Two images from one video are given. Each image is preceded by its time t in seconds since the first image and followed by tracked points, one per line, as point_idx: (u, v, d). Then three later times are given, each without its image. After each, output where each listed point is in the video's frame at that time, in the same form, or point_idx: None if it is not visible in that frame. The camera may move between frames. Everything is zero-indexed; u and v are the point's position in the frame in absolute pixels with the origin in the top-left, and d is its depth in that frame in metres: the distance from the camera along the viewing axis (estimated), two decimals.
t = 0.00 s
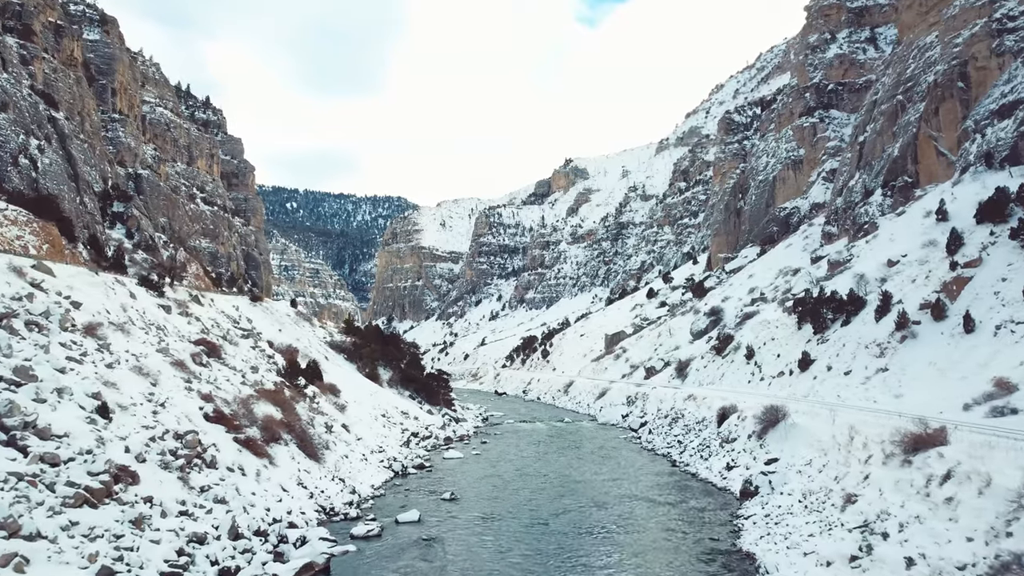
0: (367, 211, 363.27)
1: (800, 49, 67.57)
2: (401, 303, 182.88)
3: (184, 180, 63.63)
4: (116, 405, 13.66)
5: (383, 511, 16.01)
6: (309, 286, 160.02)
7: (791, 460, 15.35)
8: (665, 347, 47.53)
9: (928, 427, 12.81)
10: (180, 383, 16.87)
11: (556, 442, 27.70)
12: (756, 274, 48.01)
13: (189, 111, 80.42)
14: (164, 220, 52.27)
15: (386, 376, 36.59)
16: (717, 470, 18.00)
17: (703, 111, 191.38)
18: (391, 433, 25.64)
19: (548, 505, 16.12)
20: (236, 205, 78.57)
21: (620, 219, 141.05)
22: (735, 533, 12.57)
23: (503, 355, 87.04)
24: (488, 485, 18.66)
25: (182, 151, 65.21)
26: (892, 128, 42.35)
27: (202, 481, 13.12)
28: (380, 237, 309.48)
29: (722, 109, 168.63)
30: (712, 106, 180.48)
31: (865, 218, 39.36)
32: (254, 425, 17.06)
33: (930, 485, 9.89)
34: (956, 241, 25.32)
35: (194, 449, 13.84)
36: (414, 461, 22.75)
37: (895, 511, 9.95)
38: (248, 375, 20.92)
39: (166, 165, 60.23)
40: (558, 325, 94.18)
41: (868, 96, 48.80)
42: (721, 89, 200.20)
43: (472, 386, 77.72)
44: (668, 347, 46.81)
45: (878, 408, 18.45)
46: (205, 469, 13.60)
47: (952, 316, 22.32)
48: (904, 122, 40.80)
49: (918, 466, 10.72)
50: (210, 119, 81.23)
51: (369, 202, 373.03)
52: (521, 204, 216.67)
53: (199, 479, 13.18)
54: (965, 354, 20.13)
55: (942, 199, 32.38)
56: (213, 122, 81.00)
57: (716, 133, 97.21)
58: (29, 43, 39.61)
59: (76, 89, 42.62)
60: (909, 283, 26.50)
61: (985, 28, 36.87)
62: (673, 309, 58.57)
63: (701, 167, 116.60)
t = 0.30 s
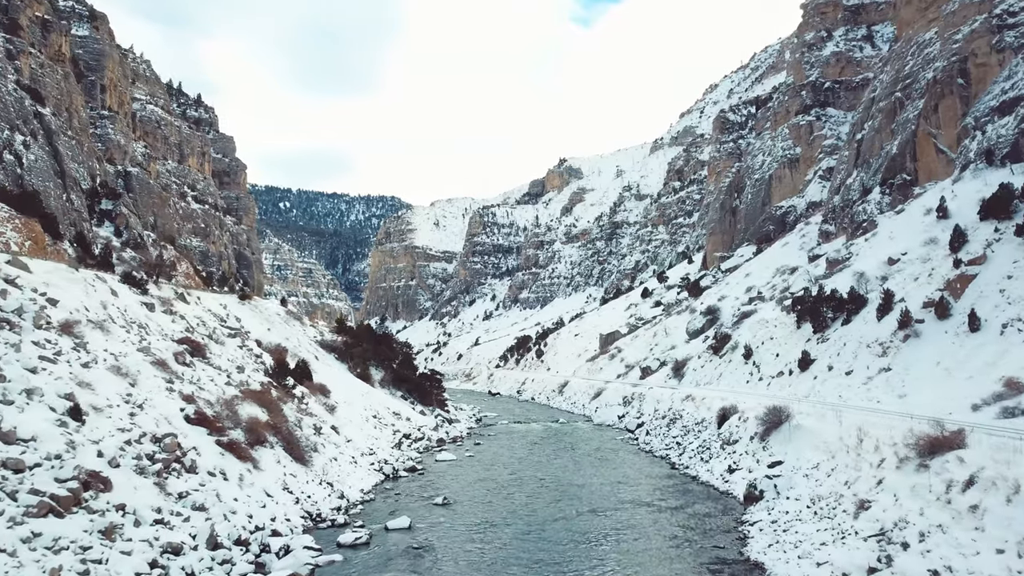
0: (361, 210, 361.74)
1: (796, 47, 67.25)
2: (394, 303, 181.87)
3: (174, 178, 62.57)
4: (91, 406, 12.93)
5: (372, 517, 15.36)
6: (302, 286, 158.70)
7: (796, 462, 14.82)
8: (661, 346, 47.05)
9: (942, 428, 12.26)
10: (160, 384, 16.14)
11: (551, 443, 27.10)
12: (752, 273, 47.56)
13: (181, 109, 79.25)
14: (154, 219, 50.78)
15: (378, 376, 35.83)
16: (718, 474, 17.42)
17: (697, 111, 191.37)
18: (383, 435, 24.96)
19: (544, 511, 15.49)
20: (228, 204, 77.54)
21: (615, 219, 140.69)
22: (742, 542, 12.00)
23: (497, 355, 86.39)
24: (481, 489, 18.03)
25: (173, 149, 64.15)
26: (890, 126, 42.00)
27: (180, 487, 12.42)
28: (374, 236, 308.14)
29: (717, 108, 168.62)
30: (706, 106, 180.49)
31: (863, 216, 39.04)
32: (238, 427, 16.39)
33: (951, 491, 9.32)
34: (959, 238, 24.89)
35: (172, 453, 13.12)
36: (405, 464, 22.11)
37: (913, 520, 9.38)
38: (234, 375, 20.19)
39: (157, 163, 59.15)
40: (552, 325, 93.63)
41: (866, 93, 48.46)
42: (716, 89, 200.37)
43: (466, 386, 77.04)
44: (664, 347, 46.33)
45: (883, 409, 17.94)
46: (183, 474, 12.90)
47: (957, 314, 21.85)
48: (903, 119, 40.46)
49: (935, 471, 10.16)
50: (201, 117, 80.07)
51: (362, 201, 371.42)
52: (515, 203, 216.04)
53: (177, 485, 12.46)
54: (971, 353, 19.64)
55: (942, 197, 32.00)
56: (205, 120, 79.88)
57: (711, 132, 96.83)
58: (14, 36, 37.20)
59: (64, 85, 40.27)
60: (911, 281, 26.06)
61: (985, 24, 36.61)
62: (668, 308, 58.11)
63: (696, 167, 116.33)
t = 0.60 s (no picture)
0: (352, 210, 359.90)
1: (790, 45, 67.08)
2: (386, 303, 180.78)
3: (162, 175, 61.43)
4: (60, 408, 12.18)
5: (359, 523, 14.70)
6: (293, 286, 157.17)
7: (800, 465, 14.29)
8: (654, 346, 46.61)
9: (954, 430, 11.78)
10: (138, 384, 15.37)
11: (545, 445, 26.54)
12: (747, 272, 47.22)
13: (169, 106, 77.92)
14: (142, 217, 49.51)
15: (367, 376, 35.09)
16: (718, 477, 16.88)
17: (689, 110, 191.66)
18: (372, 437, 24.26)
19: (539, 517, 14.91)
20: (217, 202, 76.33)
21: (607, 218, 140.48)
22: (747, 550, 11.44)
23: (489, 355, 85.76)
24: (474, 494, 17.42)
25: (161, 146, 62.96)
26: (886, 124, 41.79)
27: (154, 494, 11.70)
28: (365, 236, 306.48)
29: (708, 108, 168.98)
30: (698, 105, 180.74)
31: (859, 214, 38.77)
32: (219, 429, 15.68)
33: (972, 499, 8.81)
34: (959, 235, 24.55)
35: (146, 458, 12.39)
36: (395, 467, 21.44)
37: (932, 529, 8.86)
38: (216, 375, 19.41)
39: (145, 160, 58.00)
40: (545, 325, 93.12)
41: (861, 91, 48.29)
42: (707, 89, 200.79)
43: (458, 386, 76.35)
44: (658, 347, 45.89)
45: (886, 409, 17.50)
46: (158, 481, 12.19)
47: (958, 313, 21.48)
48: (898, 117, 40.23)
49: (952, 477, 9.66)
50: (190, 115, 78.76)
51: (353, 200, 369.46)
52: (507, 203, 215.46)
53: (151, 492, 11.75)
54: (974, 351, 19.23)
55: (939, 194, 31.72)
56: (193, 117, 78.59)
57: (704, 131, 96.66)
58: None
59: (49, 81, 38.82)
60: (910, 279, 25.71)
61: (982, 21, 36.43)
62: (662, 308, 57.73)
63: (688, 166, 116.30)
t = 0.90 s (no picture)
0: (346, 209, 358.44)
1: (787, 43, 66.73)
2: (380, 303, 179.81)
3: (153, 173, 60.47)
4: (32, 410, 11.47)
5: (349, 530, 14.08)
6: (286, 286, 155.85)
7: (809, 469, 13.75)
8: (651, 346, 46.09)
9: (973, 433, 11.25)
10: (117, 385, 14.65)
11: (541, 447, 25.95)
12: (744, 271, 46.79)
13: (161, 104, 76.81)
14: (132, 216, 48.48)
15: (360, 376, 34.38)
16: (722, 481, 16.32)
17: (684, 110, 191.63)
18: (364, 439, 23.61)
19: (538, 524, 14.33)
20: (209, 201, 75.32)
21: (602, 217, 140.09)
22: (758, 560, 10.88)
23: (484, 355, 85.09)
24: (470, 499, 16.82)
25: (152, 144, 61.92)
26: (885, 121, 41.44)
27: (129, 501, 10.98)
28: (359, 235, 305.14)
29: (703, 108, 168.97)
30: (693, 105, 180.73)
31: (858, 212, 38.38)
32: (203, 432, 14.99)
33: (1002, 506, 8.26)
34: (964, 233, 24.13)
35: (123, 463, 11.66)
36: (387, 470, 20.83)
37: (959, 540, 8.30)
38: (202, 376, 18.67)
39: (136, 158, 57.05)
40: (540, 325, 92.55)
41: (859, 89, 47.99)
42: (702, 89, 200.87)
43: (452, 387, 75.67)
44: (655, 347, 45.39)
45: (894, 410, 17.00)
46: (136, 488, 11.50)
47: (964, 311, 21.01)
48: (898, 114, 39.89)
49: (978, 484, 9.13)
50: (183, 112, 77.65)
51: (347, 200, 367.92)
52: (502, 203, 214.81)
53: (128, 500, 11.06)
54: (982, 350, 18.76)
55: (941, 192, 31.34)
56: (186, 115, 77.49)
57: (700, 130, 96.37)
58: None
59: (36, 76, 37.75)
60: (913, 277, 25.27)
61: (983, 17, 36.14)
62: (658, 307, 57.26)
63: (683, 165, 116.07)
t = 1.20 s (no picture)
0: (345, 209, 357.57)
1: (788, 40, 66.19)
2: (379, 303, 179.08)
3: (149, 172, 59.77)
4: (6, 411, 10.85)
5: (342, 538, 13.46)
6: (285, 286, 154.98)
7: (823, 473, 13.15)
8: (653, 345, 45.50)
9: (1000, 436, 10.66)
10: (100, 386, 14.01)
11: (541, 449, 25.33)
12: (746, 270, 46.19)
13: (158, 103, 76.09)
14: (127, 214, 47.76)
15: (356, 377, 33.71)
16: (731, 486, 15.71)
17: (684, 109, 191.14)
18: (360, 441, 22.98)
19: (540, 531, 13.72)
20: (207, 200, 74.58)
21: (602, 217, 139.50)
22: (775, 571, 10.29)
23: (483, 356, 84.44)
24: (468, 505, 16.20)
25: (148, 143, 61.18)
26: (889, 118, 40.89)
27: (107, 508, 10.36)
28: (357, 235, 304.31)
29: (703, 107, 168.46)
30: (693, 105, 180.29)
31: (862, 210, 37.80)
32: (190, 435, 14.36)
33: None
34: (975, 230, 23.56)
35: (103, 468, 11.02)
36: (384, 473, 20.21)
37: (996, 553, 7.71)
38: (191, 376, 18.02)
39: (132, 156, 56.36)
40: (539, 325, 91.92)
41: (862, 86, 47.46)
42: (701, 88, 200.37)
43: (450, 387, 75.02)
44: (656, 346, 44.81)
45: (908, 412, 16.38)
46: (116, 493, 10.88)
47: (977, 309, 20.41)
48: (902, 111, 39.34)
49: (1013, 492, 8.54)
50: (180, 111, 76.93)
51: (346, 200, 367.03)
52: (501, 202, 214.13)
53: (106, 507, 10.45)
54: (997, 350, 18.17)
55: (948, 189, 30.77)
56: (183, 114, 76.76)
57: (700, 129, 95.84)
58: None
59: (30, 73, 36.99)
60: (923, 275, 24.70)
61: (990, 12, 35.65)
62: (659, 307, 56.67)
63: (683, 164, 115.53)
